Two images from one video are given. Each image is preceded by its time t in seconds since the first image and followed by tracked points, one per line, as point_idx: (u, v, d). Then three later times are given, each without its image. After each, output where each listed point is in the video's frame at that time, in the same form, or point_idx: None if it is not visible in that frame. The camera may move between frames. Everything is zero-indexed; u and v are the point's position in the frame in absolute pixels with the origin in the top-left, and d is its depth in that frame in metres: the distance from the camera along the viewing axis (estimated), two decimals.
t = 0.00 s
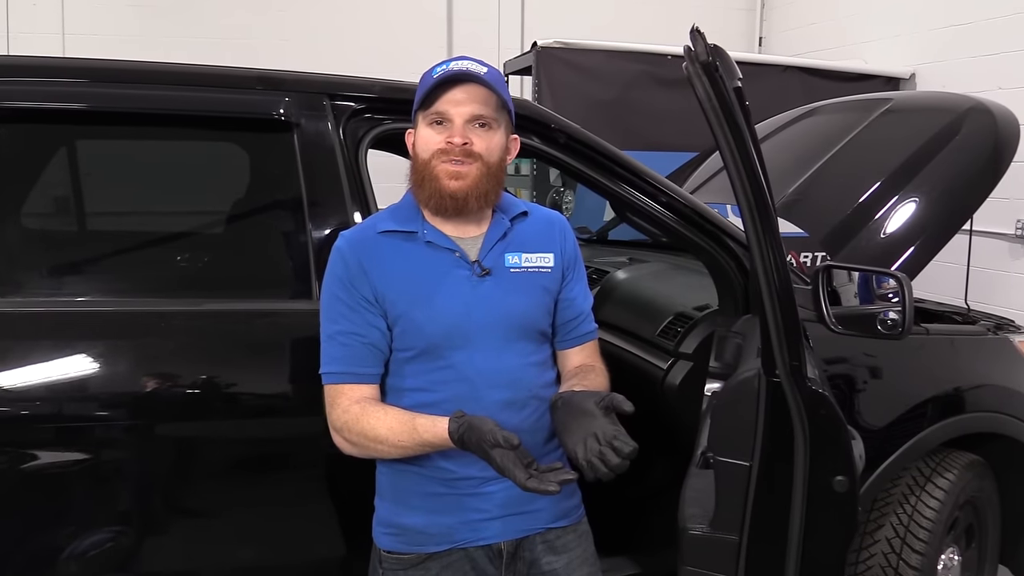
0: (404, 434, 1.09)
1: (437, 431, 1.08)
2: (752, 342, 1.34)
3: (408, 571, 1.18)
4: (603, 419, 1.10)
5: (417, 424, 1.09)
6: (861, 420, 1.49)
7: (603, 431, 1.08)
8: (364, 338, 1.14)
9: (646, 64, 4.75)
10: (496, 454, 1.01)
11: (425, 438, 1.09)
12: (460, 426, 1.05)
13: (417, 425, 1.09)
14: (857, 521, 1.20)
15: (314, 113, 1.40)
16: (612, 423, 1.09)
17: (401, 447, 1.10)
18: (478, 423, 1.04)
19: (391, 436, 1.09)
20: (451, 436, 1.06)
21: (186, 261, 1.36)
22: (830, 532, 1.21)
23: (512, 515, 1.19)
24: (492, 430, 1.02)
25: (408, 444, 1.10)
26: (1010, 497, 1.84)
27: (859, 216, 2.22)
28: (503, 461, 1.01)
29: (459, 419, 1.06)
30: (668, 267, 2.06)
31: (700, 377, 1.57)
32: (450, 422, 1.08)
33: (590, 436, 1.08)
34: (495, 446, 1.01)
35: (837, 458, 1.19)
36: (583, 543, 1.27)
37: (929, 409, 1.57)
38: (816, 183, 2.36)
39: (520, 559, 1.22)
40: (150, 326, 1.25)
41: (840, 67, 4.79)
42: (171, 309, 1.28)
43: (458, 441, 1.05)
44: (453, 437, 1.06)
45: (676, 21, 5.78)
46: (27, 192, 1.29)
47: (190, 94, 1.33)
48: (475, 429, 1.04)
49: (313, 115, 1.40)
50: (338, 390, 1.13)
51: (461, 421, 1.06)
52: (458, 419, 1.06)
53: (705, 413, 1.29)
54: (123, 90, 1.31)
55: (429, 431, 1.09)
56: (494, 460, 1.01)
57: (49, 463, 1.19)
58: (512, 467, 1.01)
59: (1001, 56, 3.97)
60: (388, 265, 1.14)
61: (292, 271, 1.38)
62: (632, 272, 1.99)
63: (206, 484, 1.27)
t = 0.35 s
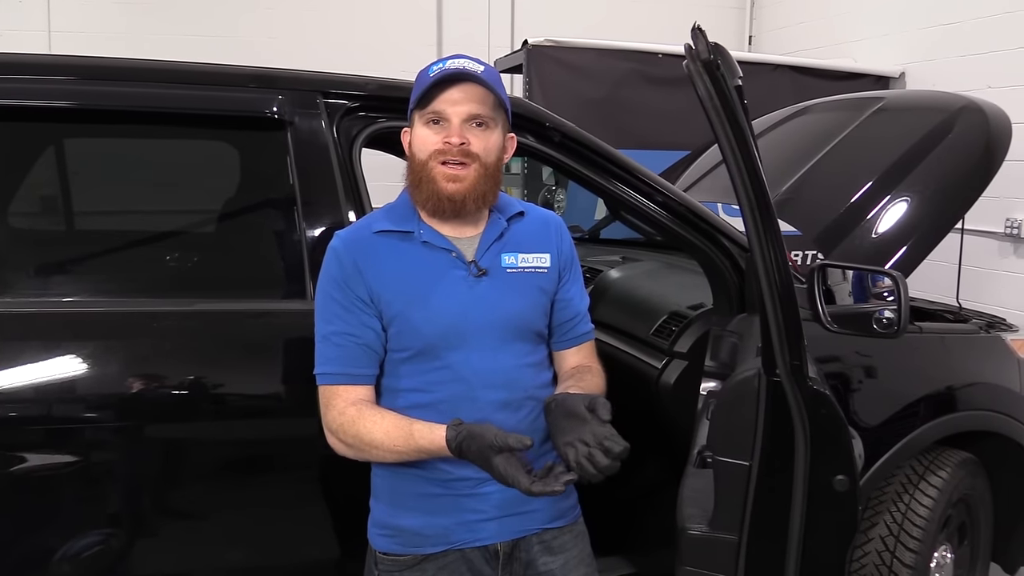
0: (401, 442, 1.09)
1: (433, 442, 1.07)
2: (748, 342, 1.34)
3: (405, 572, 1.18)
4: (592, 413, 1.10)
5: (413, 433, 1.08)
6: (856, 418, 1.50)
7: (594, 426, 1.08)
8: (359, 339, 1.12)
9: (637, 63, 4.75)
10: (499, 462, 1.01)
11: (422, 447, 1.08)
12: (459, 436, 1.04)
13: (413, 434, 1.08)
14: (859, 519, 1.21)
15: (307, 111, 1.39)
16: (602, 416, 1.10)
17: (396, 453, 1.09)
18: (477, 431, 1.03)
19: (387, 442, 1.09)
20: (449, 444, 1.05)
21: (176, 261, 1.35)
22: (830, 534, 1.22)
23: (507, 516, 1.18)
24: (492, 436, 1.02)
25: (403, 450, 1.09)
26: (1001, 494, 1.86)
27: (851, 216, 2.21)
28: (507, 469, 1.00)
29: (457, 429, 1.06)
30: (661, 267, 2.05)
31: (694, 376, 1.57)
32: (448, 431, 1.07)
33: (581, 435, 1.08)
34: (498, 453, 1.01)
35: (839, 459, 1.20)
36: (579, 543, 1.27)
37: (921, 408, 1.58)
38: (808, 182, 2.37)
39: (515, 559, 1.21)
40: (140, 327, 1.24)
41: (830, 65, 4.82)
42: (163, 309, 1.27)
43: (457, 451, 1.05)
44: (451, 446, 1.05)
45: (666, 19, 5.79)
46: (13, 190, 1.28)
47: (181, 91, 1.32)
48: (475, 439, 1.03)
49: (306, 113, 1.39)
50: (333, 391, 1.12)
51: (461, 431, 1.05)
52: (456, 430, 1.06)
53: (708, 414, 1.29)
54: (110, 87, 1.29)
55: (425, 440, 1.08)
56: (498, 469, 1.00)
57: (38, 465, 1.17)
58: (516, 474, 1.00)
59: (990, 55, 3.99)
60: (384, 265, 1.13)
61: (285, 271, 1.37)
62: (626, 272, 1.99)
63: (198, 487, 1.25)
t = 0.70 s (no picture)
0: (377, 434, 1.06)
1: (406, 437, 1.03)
2: (743, 338, 1.34)
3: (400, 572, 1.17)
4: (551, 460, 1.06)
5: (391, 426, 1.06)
6: (850, 415, 1.51)
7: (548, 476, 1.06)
8: (356, 332, 1.11)
9: (626, 59, 4.76)
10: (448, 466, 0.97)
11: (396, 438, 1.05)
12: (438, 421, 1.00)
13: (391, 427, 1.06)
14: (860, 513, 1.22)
15: (301, 108, 1.38)
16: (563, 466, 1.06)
17: (372, 446, 1.06)
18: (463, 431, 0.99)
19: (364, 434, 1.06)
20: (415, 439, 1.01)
21: (166, 258, 1.33)
22: (826, 531, 1.22)
23: (502, 514, 1.19)
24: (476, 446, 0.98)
25: (375, 445, 1.06)
26: (991, 489, 1.88)
27: (842, 214, 2.16)
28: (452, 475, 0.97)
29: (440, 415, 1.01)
30: (654, 264, 2.06)
31: (688, 374, 1.56)
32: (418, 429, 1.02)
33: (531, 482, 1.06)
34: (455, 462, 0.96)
35: (838, 455, 1.21)
36: (576, 539, 1.27)
37: (912, 404, 1.58)
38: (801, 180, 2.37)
39: (513, 557, 1.21)
40: (132, 325, 1.22)
41: (819, 63, 4.84)
42: (155, 307, 1.26)
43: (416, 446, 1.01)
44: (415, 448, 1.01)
45: (656, 16, 5.80)
46: None
47: (172, 87, 1.30)
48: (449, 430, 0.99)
49: (299, 110, 1.38)
50: (326, 385, 1.11)
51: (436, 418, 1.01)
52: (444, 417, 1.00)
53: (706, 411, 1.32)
54: (98, 83, 1.27)
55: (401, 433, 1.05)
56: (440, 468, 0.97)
57: (28, 466, 1.16)
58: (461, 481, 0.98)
59: (978, 53, 4.03)
60: (382, 259, 1.13)
61: (278, 269, 1.36)
62: (619, 269, 1.99)
63: (191, 486, 1.24)
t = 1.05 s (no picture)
0: (419, 410, 1.08)
1: (458, 404, 1.06)
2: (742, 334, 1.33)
3: (400, 570, 1.16)
4: (534, 468, 1.11)
5: (434, 400, 1.08)
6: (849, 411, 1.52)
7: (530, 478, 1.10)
8: (364, 324, 1.11)
9: (621, 56, 4.75)
10: (523, 426, 1.04)
11: (442, 409, 1.07)
12: (540, 387, 1.08)
13: (435, 400, 1.08)
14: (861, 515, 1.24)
15: (299, 103, 1.37)
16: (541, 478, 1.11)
17: (414, 421, 1.07)
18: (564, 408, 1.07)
19: (402, 411, 1.07)
20: (475, 402, 1.06)
21: (161, 255, 1.32)
22: (828, 528, 1.24)
23: (504, 513, 1.18)
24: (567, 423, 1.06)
25: (419, 423, 1.07)
26: (987, 486, 1.90)
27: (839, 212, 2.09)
28: (520, 435, 1.04)
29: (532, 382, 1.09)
30: (651, 260, 2.06)
31: (687, 370, 1.56)
32: (475, 396, 1.07)
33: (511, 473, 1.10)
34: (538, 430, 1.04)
35: (841, 453, 1.22)
36: (578, 540, 1.27)
37: (908, 401, 1.59)
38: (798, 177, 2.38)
39: (514, 557, 1.21)
40: (128, 322, 1.21)
41: (814, 60, 4.85)
42: (152, 304, 1.25)
43: (483, 405, 1.05)
44: (478, 408, 1.06)
45: (651, 13, 5.80)
46: None
47: (169, 83, 1.29)
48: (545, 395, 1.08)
49: (298, 105, 1.37)
50: (335, 377, 1.09)
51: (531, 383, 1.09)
52: (548, 385, 1.09)
53: (706, 407, 1.31)
54: (94, 78, 1.26)
55: (448, 403, 1.07)
56: (515, 423, 1.04)
57: (23, 464, 1.15)
58: (522, 443, 1.05)
59: (972, 50, 4.05)
60: (387, 255, 1.13)
61: (276, 265, 1.36)
62: (616, 266, 2.00)
63: (189, 484, 1.24)
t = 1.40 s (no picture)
0: (415, 415, 1.08)
1: (455, 411, 1.06)
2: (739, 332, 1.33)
3: (402, 568, 1.16)
4: (544, 460, 1.10)
5: (431, 405, 1.08)
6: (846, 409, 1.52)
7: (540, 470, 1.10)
8: (363, 325, 1.11)
9: (616, 54, 4.76)
10: (517, 436, 1.04)
11: (439, 415, 1.07)
12: (536, 398, 1.08)
13: (432, 406, 1.08)
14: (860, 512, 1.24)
15: (297, 101, 1.37)
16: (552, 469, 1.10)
17: (410, 426, 1.07)
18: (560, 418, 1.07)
19: (399, 416, 1.07)
20: (472, 409, 1.06)
21: (156, 253, 1.32)
22: (828, 525, 1.24)
23: (505, 512, 1.18)
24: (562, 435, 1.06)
25: (416, 427, 1.07)
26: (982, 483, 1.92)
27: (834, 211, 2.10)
28: (515, 444, 1.05)
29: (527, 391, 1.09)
30: (647, 258, 2.06)
31: (685, 367, 1.56)
32: (471, 403, 1.07)
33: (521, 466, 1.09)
34: (532, 441, 1.04)
35: (841, 449, 1.23)
36: (579, 541, 1.27)
37: (904, 398, 1.60)
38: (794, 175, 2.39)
39: (515, 556, 1.21)
40: (124, 320, 1.21)
41: (809, 58, 4.87)
42: (148, 302, 1.24)
43: (478, 413, 1.05)
44: (473, 416, 1.06)
45: (646, 11, 5.80)
46: None
47: (165, 80, 1.29)
48: (540, 406, 1.08)
49: (295, 103, 1.37)
50: (333, 377, 1.09)
51: (526, 392, 1.09)
52: (544, 396, 1.09)
53: (705, 405, 1.30)
54: (89, 75, 1.25)
55: (445, 409, 1.08)
56: (510, 432, 1.04)
57: (18, 463, 1.14)
58: (517, 451, 1.05)
59: (965, 49, 4.07)
60: (388, 254, 1.13)
61: (273, 263, 1.35)
62: (613, 266, 2.01)
63: (186, 483, 1.23)
